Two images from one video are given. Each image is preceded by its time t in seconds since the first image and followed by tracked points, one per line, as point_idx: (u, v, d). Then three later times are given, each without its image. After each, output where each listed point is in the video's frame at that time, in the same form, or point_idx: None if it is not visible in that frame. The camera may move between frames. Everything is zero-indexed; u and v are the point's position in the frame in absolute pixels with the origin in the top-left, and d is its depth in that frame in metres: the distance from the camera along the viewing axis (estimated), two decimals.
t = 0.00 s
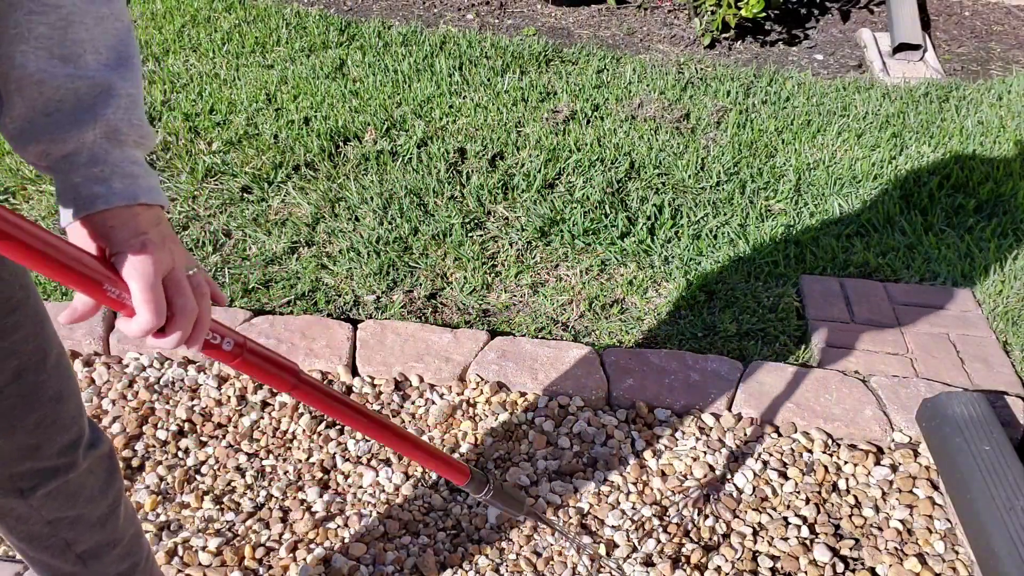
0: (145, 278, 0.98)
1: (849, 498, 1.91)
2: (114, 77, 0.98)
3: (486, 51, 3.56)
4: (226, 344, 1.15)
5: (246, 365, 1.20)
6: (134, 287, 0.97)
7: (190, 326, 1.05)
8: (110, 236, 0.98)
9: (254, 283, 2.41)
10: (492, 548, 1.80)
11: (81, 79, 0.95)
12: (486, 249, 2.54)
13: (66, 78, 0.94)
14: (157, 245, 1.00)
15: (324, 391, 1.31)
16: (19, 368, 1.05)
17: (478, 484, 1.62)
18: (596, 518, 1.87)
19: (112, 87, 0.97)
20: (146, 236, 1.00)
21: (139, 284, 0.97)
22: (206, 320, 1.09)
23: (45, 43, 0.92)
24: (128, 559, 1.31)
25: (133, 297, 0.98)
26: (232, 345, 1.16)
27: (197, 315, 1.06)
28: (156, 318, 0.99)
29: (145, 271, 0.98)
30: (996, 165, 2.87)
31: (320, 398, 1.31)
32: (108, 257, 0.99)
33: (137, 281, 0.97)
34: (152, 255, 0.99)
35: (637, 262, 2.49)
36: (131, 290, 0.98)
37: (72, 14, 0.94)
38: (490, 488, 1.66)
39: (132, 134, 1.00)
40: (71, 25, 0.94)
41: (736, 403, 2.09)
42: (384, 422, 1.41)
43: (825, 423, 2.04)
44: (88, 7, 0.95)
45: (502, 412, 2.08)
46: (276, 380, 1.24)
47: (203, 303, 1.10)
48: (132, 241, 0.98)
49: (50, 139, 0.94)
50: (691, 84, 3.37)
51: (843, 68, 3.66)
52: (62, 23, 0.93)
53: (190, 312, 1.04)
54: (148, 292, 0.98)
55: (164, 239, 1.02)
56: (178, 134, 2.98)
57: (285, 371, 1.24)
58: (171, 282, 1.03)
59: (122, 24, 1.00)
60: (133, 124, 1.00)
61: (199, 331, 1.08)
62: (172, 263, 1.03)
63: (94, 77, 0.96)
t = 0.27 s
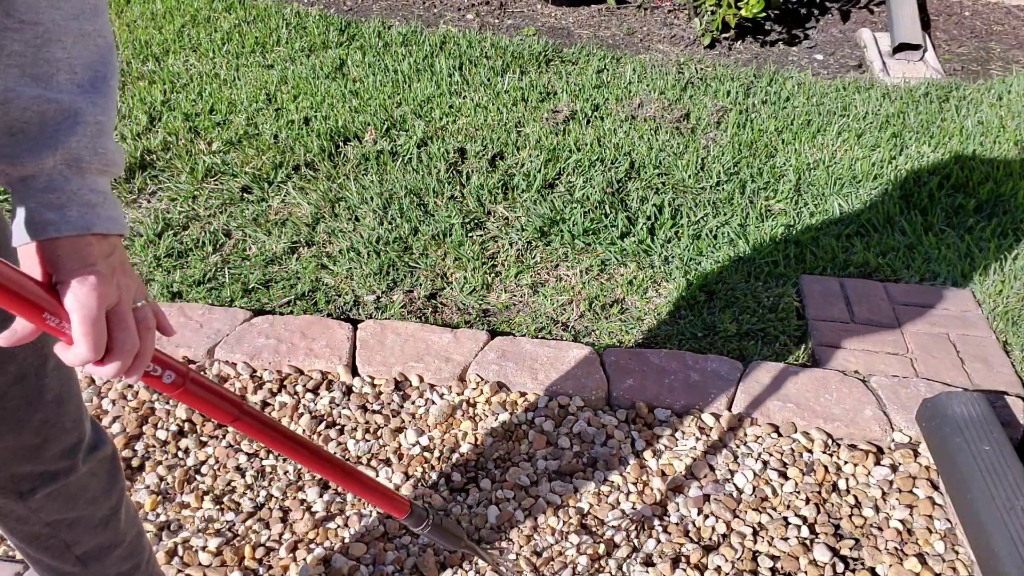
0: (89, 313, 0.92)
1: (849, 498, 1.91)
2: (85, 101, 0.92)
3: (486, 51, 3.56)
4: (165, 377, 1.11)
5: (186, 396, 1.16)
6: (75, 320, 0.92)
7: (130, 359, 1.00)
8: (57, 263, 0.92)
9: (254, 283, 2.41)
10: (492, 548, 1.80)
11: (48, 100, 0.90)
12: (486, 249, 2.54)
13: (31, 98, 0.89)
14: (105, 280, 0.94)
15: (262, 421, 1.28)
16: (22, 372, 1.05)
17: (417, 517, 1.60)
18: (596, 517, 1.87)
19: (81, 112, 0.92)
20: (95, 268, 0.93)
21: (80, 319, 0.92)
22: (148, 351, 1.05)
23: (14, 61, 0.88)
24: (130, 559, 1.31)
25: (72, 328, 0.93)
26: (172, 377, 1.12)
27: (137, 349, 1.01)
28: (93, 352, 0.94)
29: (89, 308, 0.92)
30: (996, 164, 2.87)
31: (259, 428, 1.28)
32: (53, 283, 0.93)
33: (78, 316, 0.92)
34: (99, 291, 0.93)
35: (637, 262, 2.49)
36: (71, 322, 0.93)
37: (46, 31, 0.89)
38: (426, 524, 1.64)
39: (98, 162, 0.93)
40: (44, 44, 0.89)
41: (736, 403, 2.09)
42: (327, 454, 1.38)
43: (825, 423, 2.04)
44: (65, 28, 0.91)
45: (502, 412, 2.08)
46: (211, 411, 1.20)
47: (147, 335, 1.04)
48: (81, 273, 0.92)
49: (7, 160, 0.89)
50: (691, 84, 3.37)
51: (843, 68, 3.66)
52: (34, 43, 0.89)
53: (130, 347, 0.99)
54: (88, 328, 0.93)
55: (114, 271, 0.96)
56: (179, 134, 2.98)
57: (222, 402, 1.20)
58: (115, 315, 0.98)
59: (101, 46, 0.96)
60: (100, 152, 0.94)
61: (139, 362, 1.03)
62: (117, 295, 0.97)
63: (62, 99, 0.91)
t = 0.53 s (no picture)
0: (40, 268, 0.93)
1: (849, 498, 1.91)
2: (25, 61, 0.97)
3: (486, 51, 3.56)
4: (121, 326, 1.11)
5: (145, 344, 1.16)
6: (24, 275, 0.93)
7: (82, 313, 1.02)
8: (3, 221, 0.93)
9: (254, 283, 2.41)
10: (492, 548, 1.80)
11: None
12: (486, 249, 2.54)
13: None
14: (52, 233, 0.95)
15: (227, 365, 1.29)
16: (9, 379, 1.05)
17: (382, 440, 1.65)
18: (596, 517, 1.87)
19: (24, 69, 0.96)
20: (40, 223, 0.95)
21: (31, 274, 0.93)
22: (101, 307, 1.06)
23: None
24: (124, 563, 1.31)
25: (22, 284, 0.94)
26: (130, 327, 1.13)
27: (90, 304, 1.02)
28: (46, 309, 0.95)
29: (41, 261, 0.93)
30: (997, 165, 2.87)
31: (220, 368, 1.28)
32: None
33: (28, 270, 0.93)
34: (48, 243, 0.94)
35: (637, 262, 2.49)
36: (22, 278, 0.93)
37: None
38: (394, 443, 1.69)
39: (37, 117, 0.97)
40: None
41: (736, 403, 2.09)
42: (288, 389, 1.41)
43: (825, 423, 2.04)
44: None
45: (502, 412, 2.08)
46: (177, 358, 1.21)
47: (100, 290, 1.05)
48: (27, 229, 0.93)
49: None
50: (691, 84, 3.37)
51: (843, 68, 3.66)
52: None
53: (82, 303, 1.00)
54: (40, 282, 0.94)
55: (60, 226, 0.97)
56: (179, 134, 2.98)
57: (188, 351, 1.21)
58: (65, 272, 0.98)
59: (36, 19, 1.01)
60: (38, 108, 0.97)
61: (93, 316, 1.05)
62: (66, 250, 0.98)
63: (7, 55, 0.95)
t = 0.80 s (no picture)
0: (217, 278, 1.18)
1: (849, 499, 1.91)
2: (148, 98, 1.10)
3: (486, 51, 3.56)
4: (279, 323, 1.33)
5: (294, 340, 1.37)
6: (208, 286, 1.17)
7: (255, 311, 1.26)
8: (178, 246, 1.17)
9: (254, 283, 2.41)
10: (492, 548, 1.80)
11: (119, 104, 1.07)
12: (486, 249, 2.54)
13: (108, 106, 1.06)
14: (217, 247, 1.20)
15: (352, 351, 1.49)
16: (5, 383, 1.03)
17: (483, 411, 1.80)
18: (596, 517, 1.87)
19: (149, 109, 1.10)
20: (205, 241, 1.19)
21: (212, 284, 1.17)
22: (263, 303, 1.30)
23: (86, 75, 1.04)
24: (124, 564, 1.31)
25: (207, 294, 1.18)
26: (285, 323, 1.34)
27: (259, 301, 1.27)
28: (231, 310, 1.19)
29: (215, 270, 1.18)
30: (996, 165, 2.87)
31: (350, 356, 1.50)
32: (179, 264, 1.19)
33: (209, 280, 1.17)
34: (217, 256, 1.19)
35: (637, 262, 2.49)
36: (206, 289, 1.18)
37: (100, 44, 1.04)
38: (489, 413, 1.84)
39: (173, 149, 1.14)
40: (99, 53, 1.04)
41: (736, 403, 2.09)
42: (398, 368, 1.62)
43: (825, 423, 2.04)
44: (109, 33, 1.05)
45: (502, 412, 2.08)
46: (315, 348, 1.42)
47: (259, 290, 1.29)
48: (196, 247, 1.18)
49: (104, 167, 1.09)
50: (691, 84, 3.37)
51: (843, 68, 3.66)
52: (95, 53, 1.03)
53: (254, 299, 1.24)
54: (220, 289, 1.18)
55: (220, 241, 1.21)
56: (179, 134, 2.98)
57: (324, 341, 1.42)
58: (234, 276, 1.23)
59: (141, 45, 1.11)
60: (173, 141, 1.13)
61: (262, 314, 1.29)
62: (230, 260, 1.22)
63: (132, 101, 1.08)
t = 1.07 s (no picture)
0: (237, 288, 1.19)
1: (849, 498, 1.91)
2: (187, 108, 1.07)
3: (486, 51, 3.56)
4: (287, 339, 1.34)
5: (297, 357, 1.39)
6: (228, 295, 1.19)
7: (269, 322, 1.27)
8: (206, 254, 1.17)
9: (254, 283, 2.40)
10: (492, 548, 1.80)
11: (161, 114, 1.05)
12: (486, 249, 2.54)
13: (149, 115, 1.04)
14: (242, 259, 1.20)
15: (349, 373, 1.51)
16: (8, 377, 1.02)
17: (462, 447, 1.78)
18: (596, 517, 1.87)
19: (189, 118, 1.07)
20: (233, 252, 1.19)
21: (232, 294, 1.19)
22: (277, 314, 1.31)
23: (128, 83, 1.01)
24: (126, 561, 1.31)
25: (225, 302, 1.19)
26: (291, 339, 1.36)
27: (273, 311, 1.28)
28: (247, 320, 1.20)
29: (237, 280, 1.19)
30: (996, 165, 2.87)
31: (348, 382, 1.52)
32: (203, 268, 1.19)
33: (230, 290, 1.19)
34: (241, 269, 1.20)
35: (637, 262, 2.49)
36: (225, 297, 1.19)
37: (143, 53, 1.01)
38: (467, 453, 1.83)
39: (210, 157, 1.12)
40: (146, 62, 1.02)
41: (736, 403, 2.09)
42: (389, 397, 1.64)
43: (825, 423, 2.04)
44: (156, 41, 1.02)
45: (502, 412, 2.08)
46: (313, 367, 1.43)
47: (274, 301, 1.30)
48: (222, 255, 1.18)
49: (142, 175, 1.07)
50: (691, 84, 3.38)
51: (843, 68, 3.66)
52: (141, 63, 1.01)
53: (269, 310, 1.25)
54: (239, 299, 1.19)
55: (246, 253, 1.22)
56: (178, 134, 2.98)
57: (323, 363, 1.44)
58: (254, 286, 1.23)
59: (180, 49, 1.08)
60: (210, 150, 1.11)
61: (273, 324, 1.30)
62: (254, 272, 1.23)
63: (173, 111, 1.06)
